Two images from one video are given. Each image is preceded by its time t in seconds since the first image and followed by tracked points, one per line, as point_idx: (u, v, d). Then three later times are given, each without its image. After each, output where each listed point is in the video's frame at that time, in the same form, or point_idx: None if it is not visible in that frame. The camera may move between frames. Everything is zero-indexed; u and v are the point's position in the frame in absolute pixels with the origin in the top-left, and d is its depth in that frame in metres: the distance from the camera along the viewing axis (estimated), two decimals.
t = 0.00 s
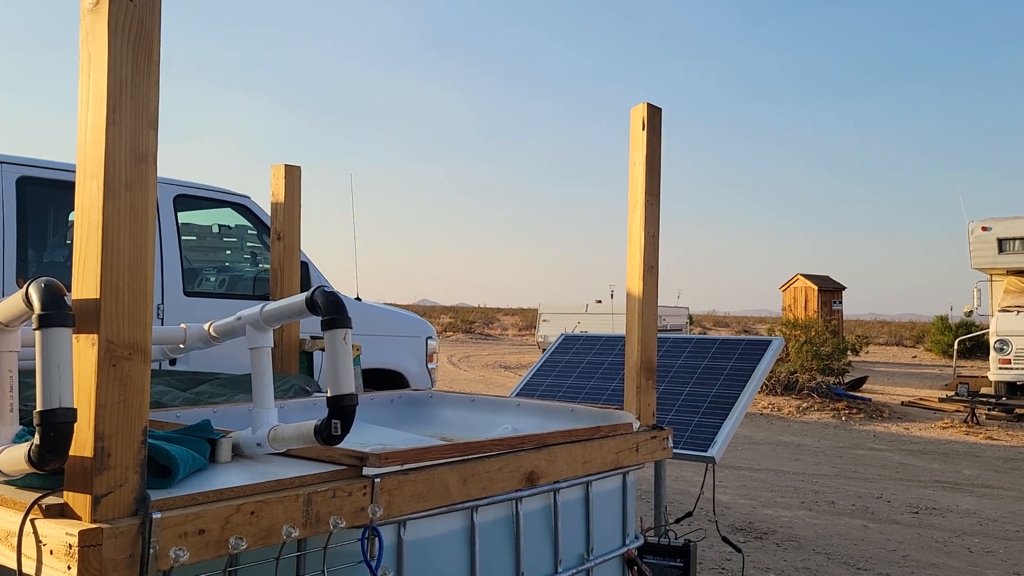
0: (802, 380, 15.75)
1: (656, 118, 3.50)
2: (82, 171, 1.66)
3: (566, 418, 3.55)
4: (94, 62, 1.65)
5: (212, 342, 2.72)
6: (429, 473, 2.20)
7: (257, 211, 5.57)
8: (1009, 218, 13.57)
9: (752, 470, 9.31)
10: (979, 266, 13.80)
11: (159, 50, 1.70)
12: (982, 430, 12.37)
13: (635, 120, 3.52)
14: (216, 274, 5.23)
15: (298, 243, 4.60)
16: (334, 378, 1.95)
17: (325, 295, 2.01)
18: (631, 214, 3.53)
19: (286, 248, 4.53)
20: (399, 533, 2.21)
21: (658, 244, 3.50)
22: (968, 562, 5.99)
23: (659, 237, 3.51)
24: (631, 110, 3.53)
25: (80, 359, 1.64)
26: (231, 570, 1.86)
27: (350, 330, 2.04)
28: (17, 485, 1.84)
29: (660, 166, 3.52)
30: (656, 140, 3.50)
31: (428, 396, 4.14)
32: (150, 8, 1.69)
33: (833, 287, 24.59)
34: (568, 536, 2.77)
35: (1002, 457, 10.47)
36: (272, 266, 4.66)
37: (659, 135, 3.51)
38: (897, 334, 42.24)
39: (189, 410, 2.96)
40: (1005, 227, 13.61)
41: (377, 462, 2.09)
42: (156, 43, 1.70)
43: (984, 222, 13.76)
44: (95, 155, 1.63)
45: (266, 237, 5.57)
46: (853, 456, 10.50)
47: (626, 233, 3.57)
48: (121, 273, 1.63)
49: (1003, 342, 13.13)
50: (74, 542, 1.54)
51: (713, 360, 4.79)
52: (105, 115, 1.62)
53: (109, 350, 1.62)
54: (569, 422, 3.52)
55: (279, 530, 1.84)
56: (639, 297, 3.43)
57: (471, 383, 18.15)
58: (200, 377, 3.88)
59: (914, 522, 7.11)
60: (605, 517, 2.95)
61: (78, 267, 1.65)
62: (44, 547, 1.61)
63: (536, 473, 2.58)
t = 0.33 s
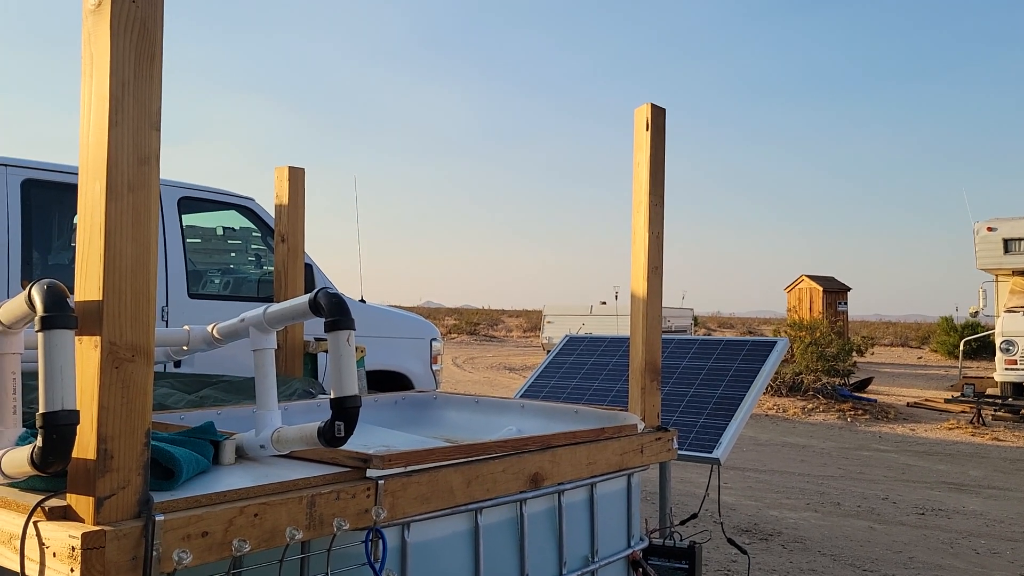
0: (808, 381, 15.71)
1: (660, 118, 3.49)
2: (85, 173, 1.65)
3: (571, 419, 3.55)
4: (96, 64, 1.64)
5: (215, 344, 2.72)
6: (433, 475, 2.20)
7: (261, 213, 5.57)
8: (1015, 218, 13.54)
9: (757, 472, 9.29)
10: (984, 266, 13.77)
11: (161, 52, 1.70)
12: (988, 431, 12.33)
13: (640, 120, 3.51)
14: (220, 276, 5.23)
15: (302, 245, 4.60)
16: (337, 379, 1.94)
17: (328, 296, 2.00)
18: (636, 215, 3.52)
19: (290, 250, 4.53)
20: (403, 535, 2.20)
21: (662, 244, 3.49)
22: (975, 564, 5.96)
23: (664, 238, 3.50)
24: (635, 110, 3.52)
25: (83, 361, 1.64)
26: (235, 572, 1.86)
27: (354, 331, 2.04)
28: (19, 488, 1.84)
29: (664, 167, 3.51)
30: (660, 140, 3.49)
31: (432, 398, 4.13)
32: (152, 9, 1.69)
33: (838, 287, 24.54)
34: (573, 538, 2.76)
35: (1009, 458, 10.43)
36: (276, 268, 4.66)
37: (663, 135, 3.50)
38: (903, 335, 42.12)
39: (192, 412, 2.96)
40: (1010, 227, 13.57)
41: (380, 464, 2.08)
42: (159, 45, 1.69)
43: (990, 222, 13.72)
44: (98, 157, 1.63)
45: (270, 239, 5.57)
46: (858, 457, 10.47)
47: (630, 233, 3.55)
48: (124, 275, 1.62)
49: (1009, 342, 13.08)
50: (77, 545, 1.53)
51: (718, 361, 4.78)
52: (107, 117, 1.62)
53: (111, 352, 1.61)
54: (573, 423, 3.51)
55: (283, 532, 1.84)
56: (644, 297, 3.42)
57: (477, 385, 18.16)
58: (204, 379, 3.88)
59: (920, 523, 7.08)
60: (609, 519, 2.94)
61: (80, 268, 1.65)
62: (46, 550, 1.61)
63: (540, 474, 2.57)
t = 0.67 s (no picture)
0: (811, 383, 15.68)
1: (662, 121, 3.50)
2: (88, 177, 1.66)
3: (573, 421, 3.55)
4: (99, 69, 1.65)
5: (218, 347, 2.73)
6: (435, 477, 2.20)
7: (264, 216, 5.59)
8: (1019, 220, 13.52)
9: (760, 474, 9.28)
10: (987, 268, 13.75)
11: (164, 57, 1.71)
12: (992, 433, 12.31)
13: (641, 123, 3.52)
14: (223, 279, 5.23)
15: (305, 247, 4.61)
16: (338, 382, 1.95)
17: (329, 299, 2.01)
18: (637, 217, 3.52)
19: (293, 253, 4.54)
20: (405, 538, 2.21)
21: (663, 247, 3.50)
22: (978, 566, 5.95)
23: (665, 240, 3.50)
24: (636, 113, 3.53)
25: (86, 364, 1.64)
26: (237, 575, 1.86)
27: (355, 334, 2.04)
28: (23, 491, 1.85)
29: (665, 169, 3.51)
30: (661, 143, 3.49)
31: (434, 400, 4.14)
32: (155, 15, 1.70)
33: (842, 289, 24.51)
34: (575, 540, 2.76)
35: (1013, 460, 10.41)
36: (279, 271, 4.67)
37: (665, 138, 3.51)
38: (907, 336, 42.04)
39: (195, 415, 2.97)
40: (1014, 229, 13.56)
41: (382, 467, 2.09)
42: (161, 50, 1.70)
43: (993, 224, 13.72)
44: (101, 161, 1.64)
45: (273, 242, 5.59)
46: (862, 459, 10.46)
47: (631, 236, 3.56)
48: (127, 279, 1.63)
49: (1013, 344, 13.05)
50: (80, 547, 1.54)
51: (720, 363, 4.78)
52: (110, 122, 1.63)
53: (114, 356, 1.62)
54: (575, 425, 3.52)
55: (285, 535, 1.84)
56: (645, 300, 3.43)
57: (480, 387, 18.15)
58: (207, 381, 3.89)
59: (924, 525, 7.07)
60: (611, 521, 2.94)
61: (83, 272, 1.66)
62: (50, 552, 1.62)
63: (542, 477, 2.57)
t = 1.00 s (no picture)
0: (814, 382, 15.66)
1: (662, 120, 3.50)
2: (87, 178, 1.67)
3: (574, 421, 3.55)
4: (98, 70, 1.66)
5: (219, 348, 2.73)
6: (436, 477, 2.20)
7: (266, 217, 5.60)
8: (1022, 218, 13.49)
9: (763, 473, 9.27)
10: (990, 266, 13.73)
11: (162, 58, 1.71)
12: (996, 432, 12.28)
13: (641, 122, 3.52)
14: (225, 280, 5.24)
15: (306, 248, 4.61)
16: (339, 381, 1.95)
17: (329, 299, 2.01)
18: (637, 217, 3.52)
19: (294, 254, 4.54)
20: (406, 537, 2.21)
21: (664, 246, 3.50)
22: (982, 565, 5.93)
23: (666, 240, 3.50)
24: (636, 112, 3.53)
25: (86, 364, 1.65)
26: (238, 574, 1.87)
27: (355, 334, 2.04)
28: (24, 491, 1.85)
29: (665, 169, 3.51)
30: (661, 142, 3.49)
31: (436, 400, 4.14)
32: (153, 15, 1.70)
33: (845, 288, 24.48)
34: (576, 539, 2.76)
35: (1016, 459, 10.38)
36: (280, 272, 4.67)
37: (665, 137, 3.51)
38: (911, 335, 41.96)
39: (197, 416, 2.97)
40: (1017, 227, 13.53)
41: (383, 466, 2.09)
42: (160, 51, 1.71)
43: (996, 222, 13.70)
44: (100, 162, 1.65)
45: (275, 243, 5.60)
46: (865, 458, 10.44)
47: (632, 235, 3.56)
48: (126, 279, 1.64)
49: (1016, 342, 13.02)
50: (81, 547, 1.55)
51: (722, 362, 4.78)
52: (109, 123, 1.63)
53: (114, 356, 1.62)
54: (577, 425, 3.52)
55: (286, 534, 1.85)
56: (646, 299, 3.43)
57: (483, 388, 18.14)
58: (209, 382, 3.89)
59: (927, 524, 7.06)
60: (613, 520, 2.94)
61: (83, 274, 1.66)
62: (51, 552, 1.62)
63: (543, 476, 2.57)
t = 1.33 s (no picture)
0: (815, 381, 15.67)
1: (659, 122, 3.51)
2: (84, 185, 1.67)
3: (574, 422, 3.55)
4: (94, 78, 1.67)
5: (218, 353, 2.74)
6: (434, 479, 2.21)
7: (265, 221, 5.61)
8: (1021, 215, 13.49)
9: (765, 473, 9.27)
10: (990, 264, 13.73)
11: (159, 65, 1.72)
12: (997, 430, 12.27)
13: (638, 124, 3.53)
14: (226, 284, 5.25)
15: (305, 252, 4.63)
16: (337, 386, 1.96)
17: (326, 304, 2.02)
18: (635, 219, 3.53)
19: (293, 257, 4.55)
20: (405, 540, 2.22)
21: (662, 248, 3.50)
22: (983, 563, 5.94)
23: (663, 241, 3.51)
24: (633, 114, 3.53)
25: (84, 371, 1.66)
26: None
27: (353, 338, 2.05)
28: (24, 497, 1.86)
29: (663, 170, 3.52)
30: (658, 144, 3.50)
31: (436, 403, 4.15)
32: (149, 23, 1.71)
33: (845, 287, 24.47)
34: (576, 540, 2.77)
35: (1018, 457, 10.38)
36: (280, 275, 4.68)
37: (662, 139, 3.52)
38: (912, 334, 41.94)
39: (196, 420, 2.98)
40: (1017, 225, 13.53)
41: (381, 469, 2.09)
42: (157, 58, 1.72)
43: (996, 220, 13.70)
44: (96, 169, 1.65)
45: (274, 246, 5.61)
46: (867, 457, 10.44)
47: (630, 237, 3.57)
48: (123, 285, 1.65)
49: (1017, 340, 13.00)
50: (80, 553, 1.56)
51: (720, 362, 4.79)
52: (105, 130, 1.64)
53: (112, 362, 1.63)
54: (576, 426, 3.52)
55: (285, 538, 1.85)
56: (644, 300, 3.43)
57: (484, 390, 18.15)
58: (209, 386, 3.91)
59: (928, 523, 7.07)
60: (612, 521, 2.95)
61: (81, 280, 1.67)
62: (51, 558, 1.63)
63: (542, 478, 2.58)
